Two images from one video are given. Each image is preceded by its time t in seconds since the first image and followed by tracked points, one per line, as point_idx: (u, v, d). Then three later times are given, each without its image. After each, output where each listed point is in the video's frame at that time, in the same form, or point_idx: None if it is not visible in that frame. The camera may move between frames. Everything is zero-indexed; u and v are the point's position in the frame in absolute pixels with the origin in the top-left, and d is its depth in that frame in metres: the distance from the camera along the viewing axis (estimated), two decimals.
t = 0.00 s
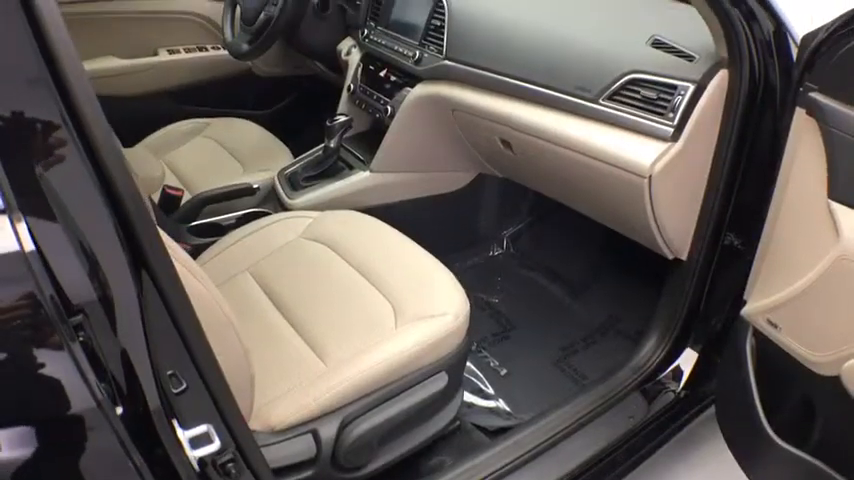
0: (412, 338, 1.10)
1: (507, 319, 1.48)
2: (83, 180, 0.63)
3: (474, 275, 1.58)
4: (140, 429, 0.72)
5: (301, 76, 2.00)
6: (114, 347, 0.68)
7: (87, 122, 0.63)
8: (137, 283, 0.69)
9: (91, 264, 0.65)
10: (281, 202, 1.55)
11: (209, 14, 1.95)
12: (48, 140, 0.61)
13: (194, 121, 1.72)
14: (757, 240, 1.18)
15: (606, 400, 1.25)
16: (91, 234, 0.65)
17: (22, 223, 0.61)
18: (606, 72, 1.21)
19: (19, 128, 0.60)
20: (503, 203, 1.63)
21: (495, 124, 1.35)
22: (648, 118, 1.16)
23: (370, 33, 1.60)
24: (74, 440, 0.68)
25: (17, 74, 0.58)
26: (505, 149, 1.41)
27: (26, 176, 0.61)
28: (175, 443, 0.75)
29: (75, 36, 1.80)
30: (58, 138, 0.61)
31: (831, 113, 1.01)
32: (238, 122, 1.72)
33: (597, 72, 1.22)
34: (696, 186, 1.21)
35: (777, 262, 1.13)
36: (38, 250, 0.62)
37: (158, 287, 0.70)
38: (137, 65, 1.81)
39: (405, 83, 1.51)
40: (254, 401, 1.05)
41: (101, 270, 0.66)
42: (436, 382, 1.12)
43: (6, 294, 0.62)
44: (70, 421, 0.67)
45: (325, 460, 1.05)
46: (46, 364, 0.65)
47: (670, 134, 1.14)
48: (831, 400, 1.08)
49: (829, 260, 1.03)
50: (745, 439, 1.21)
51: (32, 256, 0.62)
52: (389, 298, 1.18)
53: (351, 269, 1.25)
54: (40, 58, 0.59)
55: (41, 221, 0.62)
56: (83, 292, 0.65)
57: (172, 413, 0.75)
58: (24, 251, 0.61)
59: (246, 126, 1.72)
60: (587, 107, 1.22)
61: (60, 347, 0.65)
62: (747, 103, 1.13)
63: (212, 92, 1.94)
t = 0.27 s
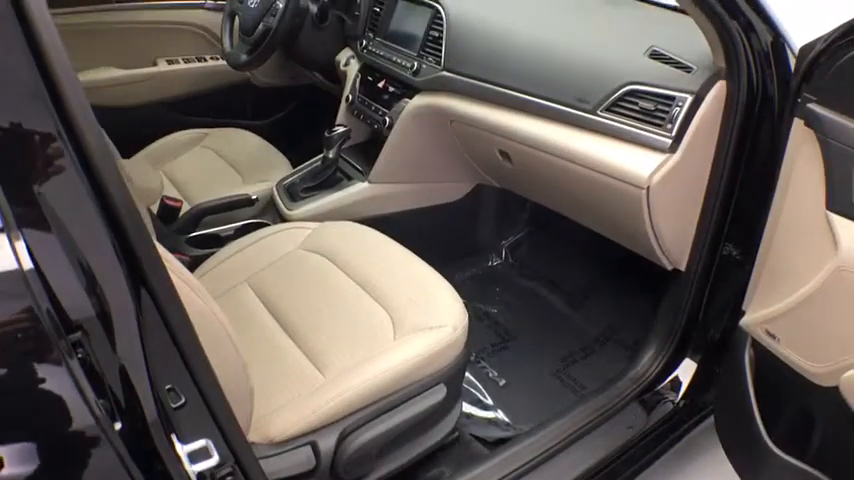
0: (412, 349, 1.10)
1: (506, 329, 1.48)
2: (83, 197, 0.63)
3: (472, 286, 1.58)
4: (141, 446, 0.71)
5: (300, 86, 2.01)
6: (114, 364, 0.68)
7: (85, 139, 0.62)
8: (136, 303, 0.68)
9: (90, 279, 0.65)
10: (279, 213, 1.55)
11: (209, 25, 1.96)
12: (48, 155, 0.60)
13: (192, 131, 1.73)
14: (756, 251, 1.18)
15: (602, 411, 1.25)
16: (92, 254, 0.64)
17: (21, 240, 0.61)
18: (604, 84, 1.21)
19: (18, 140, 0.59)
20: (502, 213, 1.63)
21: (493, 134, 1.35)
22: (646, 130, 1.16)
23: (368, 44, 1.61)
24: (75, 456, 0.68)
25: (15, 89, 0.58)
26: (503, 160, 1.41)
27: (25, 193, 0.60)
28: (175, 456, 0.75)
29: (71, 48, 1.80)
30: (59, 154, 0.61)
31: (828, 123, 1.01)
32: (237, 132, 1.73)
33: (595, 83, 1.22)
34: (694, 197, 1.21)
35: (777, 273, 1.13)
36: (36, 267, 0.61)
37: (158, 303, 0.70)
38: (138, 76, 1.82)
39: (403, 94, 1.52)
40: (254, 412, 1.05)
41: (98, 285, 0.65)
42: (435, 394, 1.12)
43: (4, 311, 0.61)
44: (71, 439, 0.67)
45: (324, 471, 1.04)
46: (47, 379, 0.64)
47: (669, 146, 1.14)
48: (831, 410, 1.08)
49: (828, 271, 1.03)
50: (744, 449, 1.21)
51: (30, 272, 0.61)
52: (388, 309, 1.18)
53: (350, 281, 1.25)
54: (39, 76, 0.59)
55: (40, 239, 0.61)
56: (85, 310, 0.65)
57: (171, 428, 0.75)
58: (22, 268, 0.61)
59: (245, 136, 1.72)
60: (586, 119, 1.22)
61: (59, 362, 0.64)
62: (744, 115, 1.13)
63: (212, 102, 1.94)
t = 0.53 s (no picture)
0: (410, 360, 1.10)
1: (503, 339, 1.49)
2: (77, 210, 0.62)
3: (469, 296, 1.59)
4: (139, 461, 0.71)
5: (299, 94, 2.03)
6: (111, 378, 0.68)
7: (81, 157, 0.62)
8: (132, 317, 0.68)
9: (85, 295, 0.65)
10: (277, 223, 1.55)
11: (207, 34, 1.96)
12: (44, 169, 0.60)
13: (190, 140, 1.73)
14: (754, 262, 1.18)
15: (599, 421, 1.25)
16: (86, 266, 0.64)
17: (18, 259, 0.60)
18: (601, 95, 1.21)
19: (15, 151, 0.59)
20: (500, 223, 1.64)
21: (491, 144, 1.35)
22: (643, 141, 1.16)
23: (366, 54, 1.61)
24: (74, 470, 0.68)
25: (10, 102, 0.58)
26: (501, 170, 1.41)
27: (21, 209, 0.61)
28: (172, 470, 0.74)
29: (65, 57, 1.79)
30: (56, 171, 0.61)
31: (827, 135, 1.01)
32: (236, 141, 1.73)
33: (592, 95, 1.22)
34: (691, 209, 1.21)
35: (776, 283, 1.13)
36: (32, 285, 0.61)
37: (155, 322, 0.70)
38: (137, 84, 1.84)
39: (401, 105, 1.52)
40: (252, 424, 1.04)
41: (93, 300, 0.65)
42: (433, 405, 1.12)
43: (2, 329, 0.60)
44: (74, 456, 0.67)
45: None
46: (47, 394, 0.63)
47: (666, 157, 1.14)
48: (828, 419, 1.08)
49: (826, 282, 1.03)
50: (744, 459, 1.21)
51: (27, 290, 0.61)
52: (386, 321, 1.18)
53: (348, 291, 1.25)
54: (33, 90, 0.59)
55: (37, 259, 0.61)
56: (81, 326, 0.65)
57: (168, 443, 0.74)
58: (20, 286, 0.60)
59: (242, 145, 1.74)
60: (583, 130, 1.22)
61: (56, 378, 0.63)
62: (742, 128, 1.12)
63: (209, 111, 1.95)
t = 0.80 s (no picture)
0: (409, 372, 1.10)
1: (502, 348, 1.49)
2: (73, 223, 0.61)
3: (468, 305, 1.59)
4: (138, 474, 0.72)
5: (299, 104, 2.03)
6: (110, 391, 0.67)
7: (78, 171, 0.61)
8: (131, 334, 0.67)
9: (83, 308, 0.64)
10: (276, 234, 1.55)
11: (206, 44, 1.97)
12: (40, 179, 0.59)
13: (190, 150, 1.74)
14: (753, 273, 1.18)
15: (599, 431, 1.25)
16: (83, 280, 0.63)
17: (17, 276, 0.60)
18: (600, 107, 1.21)
19: (10, 160, 0.58)
20: (499, 232, 1.64)
21: (490, 155, 1.35)
22: (642, 152, 1.16)
23: (365, 64, 1.61)
24: None
25: (6, 113, 0.57)
26: (499, 180, 1.41)
27: (20, 219, 0.60)
28: None
29: (64, 67, 1.80)
30: (53, 182, 0.60)
31: (825, 146, 1.02)
32: (236, 151, 1.74)
33: (590, 107, 1.22)
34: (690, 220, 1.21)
35: (775, 294, 1.13)
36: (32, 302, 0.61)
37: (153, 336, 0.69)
38: (137, 93, 1.86)
39: (400, 115, 1.52)
40: (252, 435, 1.04)
41: (92, 316, 0.64)
42: (431, 417, 1.11)
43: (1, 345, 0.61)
44: (74, 472, 0.68)
45: None
46: (48, 407, 0.64)
47: (665, 169, 1.14)
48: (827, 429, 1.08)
49: (824, 293, 1.03)
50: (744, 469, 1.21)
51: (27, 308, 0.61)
52: (385, 332, 1.18)
53: (347, 302, 1.25)
54: (29, 101, 0.58)
55: (36, 276, 0.61)
56: (81, 342, 0.64)
57: (168, 457, 0.74)
58: (20, 304, 0.61)
59: (242, 155, 1.74)
60: (581, 141, 1.22)
61: (55, 393, 0.64)
62: (740, 140, 1.13)
63: (207, 120, 1.96)
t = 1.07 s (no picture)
0: (409, 381, 1.10)
1: (501, 359, 1.49)
2: (73, 238, 0.61)
3: (468, 315, 1.60)
4: None
5: (298, 112, 2.04)
6: (113, 405, 0.67)
7: (77, 183, 0.60)
8: (133, 351, 0.67)
9: (82, 323, 0.64)
10: (276, 243, 1.56)
11: (205, 53, 1.96)
12: (38, 190, 0.59)
13: (190, 159, 1.74)
14: (751, 283, 1.19)
15: (601, 439, 1.25)
16: (83, 295, 0.63)
17: (19, 294, 0.61)
18: (600, 118, 1.21)
19: (10, 170, 0.57)
20: (499, 242, 1.65)
21: (490, 165, 1.35)
22: (641, 163, 1.16)
23: (365, 74, 1.62)
24: None
25: (5, 127, 0.56)
26: (499, 191, 1.42)
27: (20, 231, 0.59)
28: None
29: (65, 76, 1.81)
30: (50, 193, 0.59)
31: (823, 158, 1.02)
32: (236, 161, 1.74)
33: (590, 119, 1.22)
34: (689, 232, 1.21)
35: (775, 304, 1.13)
36: (33, 320, 0.62)
37: (154, 349, 0.68)
38: (138, 102, 1.86)
39: (400, 125, 1.52)
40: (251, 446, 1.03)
41: (92, 331, 0.64)
42: (429, 428, 1.11)
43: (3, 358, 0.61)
44: None
45: None
46: (50, 420, 0.65)
47: (664, 180, 1.14)
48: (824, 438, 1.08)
49: (822, 303, 1.03)
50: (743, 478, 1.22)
51: (29, 327, 0.62)
52: (385, 343, 1.19)
53: (348, 312, 1.25)
54: (30, 116, 0.57)
55: (38, 293, 0.61)
56: (82, 357, 0.65)
57: (169, 469, 0.74)
58: (21, 322, 0.61)
59: (241, 165, 1.74)
60: (580, 152, 1.23)
61: (56, 406, 0.64)
62: (739, 152, 1.13)
63: (207, 129, 1.97)
